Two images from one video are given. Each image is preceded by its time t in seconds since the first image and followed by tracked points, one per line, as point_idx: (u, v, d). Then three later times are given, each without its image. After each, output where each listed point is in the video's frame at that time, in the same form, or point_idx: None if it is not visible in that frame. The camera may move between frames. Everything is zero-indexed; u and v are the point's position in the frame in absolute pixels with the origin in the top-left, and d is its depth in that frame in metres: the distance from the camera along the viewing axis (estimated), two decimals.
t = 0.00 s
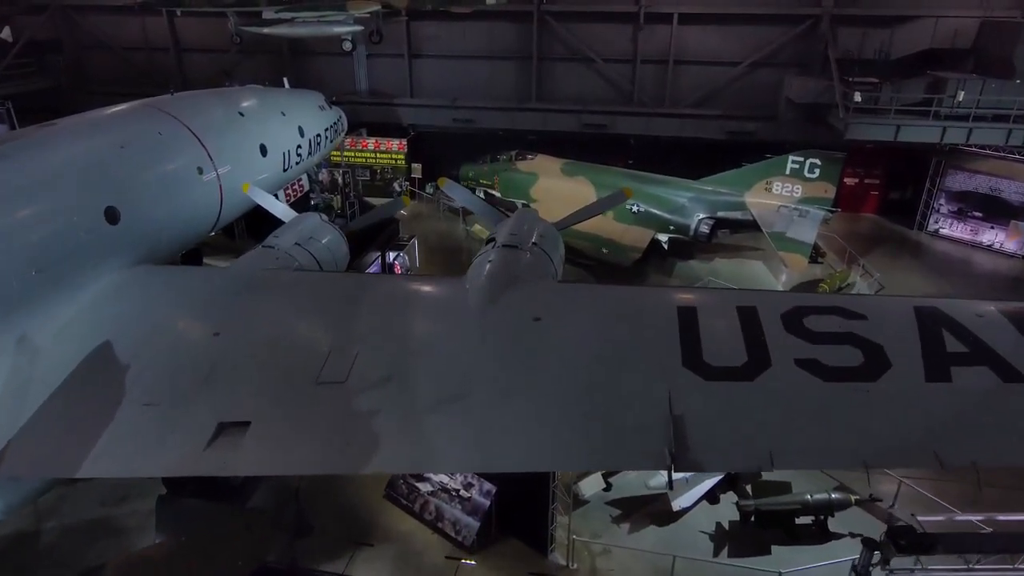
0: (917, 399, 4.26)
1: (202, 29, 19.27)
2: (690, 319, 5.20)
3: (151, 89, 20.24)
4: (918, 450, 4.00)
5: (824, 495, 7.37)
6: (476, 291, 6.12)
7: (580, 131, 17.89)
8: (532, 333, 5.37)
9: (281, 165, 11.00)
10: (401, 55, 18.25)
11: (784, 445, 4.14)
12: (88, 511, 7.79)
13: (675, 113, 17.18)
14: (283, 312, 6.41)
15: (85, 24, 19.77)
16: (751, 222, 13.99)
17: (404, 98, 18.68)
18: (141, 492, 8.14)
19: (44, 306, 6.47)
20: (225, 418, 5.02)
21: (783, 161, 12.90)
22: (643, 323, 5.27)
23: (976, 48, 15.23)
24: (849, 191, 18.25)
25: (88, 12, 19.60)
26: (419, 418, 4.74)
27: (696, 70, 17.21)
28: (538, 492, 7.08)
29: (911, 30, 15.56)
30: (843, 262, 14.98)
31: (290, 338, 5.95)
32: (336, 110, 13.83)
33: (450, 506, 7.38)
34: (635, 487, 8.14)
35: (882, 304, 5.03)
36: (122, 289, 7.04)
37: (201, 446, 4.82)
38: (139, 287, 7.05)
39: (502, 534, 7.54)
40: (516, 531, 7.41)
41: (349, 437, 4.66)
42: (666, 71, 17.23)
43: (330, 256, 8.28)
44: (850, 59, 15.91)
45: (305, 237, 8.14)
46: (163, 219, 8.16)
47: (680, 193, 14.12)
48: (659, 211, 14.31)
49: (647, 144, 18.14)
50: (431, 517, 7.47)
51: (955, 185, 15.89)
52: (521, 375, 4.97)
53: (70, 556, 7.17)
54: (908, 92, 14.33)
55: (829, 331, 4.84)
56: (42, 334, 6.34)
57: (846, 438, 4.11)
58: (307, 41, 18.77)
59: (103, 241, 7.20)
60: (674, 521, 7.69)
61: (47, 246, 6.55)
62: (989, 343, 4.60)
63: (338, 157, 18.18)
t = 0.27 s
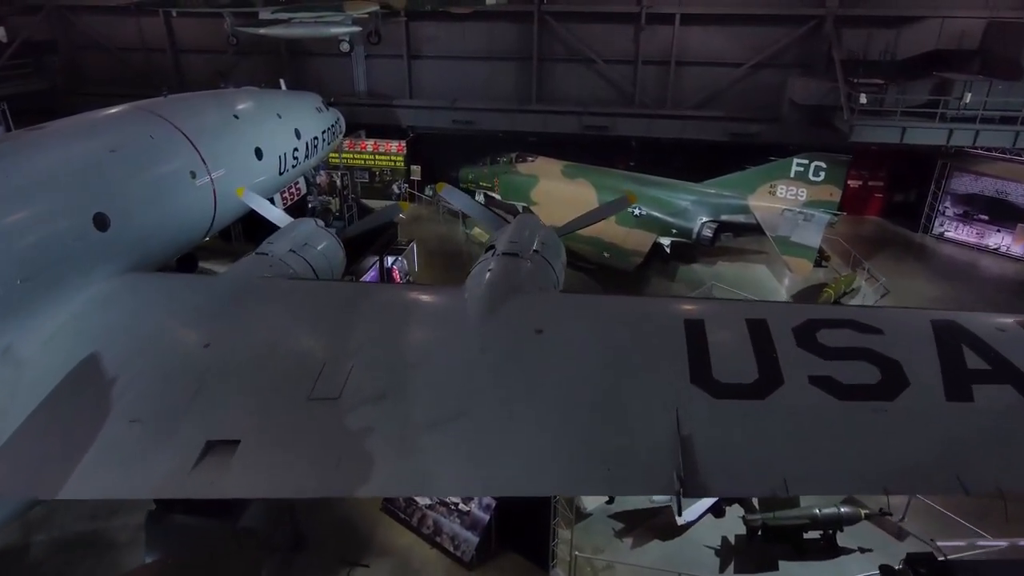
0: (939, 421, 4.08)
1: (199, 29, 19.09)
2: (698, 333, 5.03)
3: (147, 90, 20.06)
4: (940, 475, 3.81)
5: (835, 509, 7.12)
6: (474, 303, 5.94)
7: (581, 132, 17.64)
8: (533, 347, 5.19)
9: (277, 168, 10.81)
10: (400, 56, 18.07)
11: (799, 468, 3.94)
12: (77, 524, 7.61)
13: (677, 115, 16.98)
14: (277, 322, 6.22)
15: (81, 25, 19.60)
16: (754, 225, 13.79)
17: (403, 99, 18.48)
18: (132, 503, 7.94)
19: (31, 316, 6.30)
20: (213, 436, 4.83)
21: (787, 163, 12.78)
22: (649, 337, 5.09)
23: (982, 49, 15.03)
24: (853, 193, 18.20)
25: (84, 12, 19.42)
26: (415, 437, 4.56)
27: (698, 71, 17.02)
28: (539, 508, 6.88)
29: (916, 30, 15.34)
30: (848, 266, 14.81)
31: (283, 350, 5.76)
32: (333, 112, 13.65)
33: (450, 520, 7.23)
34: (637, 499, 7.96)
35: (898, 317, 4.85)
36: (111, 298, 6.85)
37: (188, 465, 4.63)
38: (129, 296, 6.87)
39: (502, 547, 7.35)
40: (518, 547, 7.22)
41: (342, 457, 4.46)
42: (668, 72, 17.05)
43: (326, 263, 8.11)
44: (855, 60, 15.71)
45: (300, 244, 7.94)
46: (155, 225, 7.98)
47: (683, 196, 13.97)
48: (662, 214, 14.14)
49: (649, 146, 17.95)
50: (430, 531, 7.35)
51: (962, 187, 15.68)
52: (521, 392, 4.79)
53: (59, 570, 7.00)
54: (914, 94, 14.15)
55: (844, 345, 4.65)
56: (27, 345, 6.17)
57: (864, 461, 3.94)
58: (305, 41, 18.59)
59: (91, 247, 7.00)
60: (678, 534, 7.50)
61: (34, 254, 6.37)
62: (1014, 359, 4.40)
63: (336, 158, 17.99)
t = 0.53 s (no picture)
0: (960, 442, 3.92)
1: (197, 30, 18.92)
2: (707, 348, 4.85)
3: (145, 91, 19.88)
4: (963, 501, 3.63)
5: (843, 524, 6.93)
6: (474, 315, 5.75)
7: (582, 134, 17.45)
8: (534, 362, 5.00)
9: (273, 172, 10.62)
10: (398, 57, 17.88)
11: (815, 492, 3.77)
12: (66, 538, 7.42)
13: (679, 117, 16.80)
14: (270, 333, 6.03)
15: (78, 26, 19.43)
16: (758, 229, 13.57)
17: (402, 100, 18.30)
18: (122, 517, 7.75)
19: (17, 329, 6.14)
20: (201, 456, 4.63)
21: (792, 166, 12.59)
22: (656, 353, 4.92)
23: (988, 50, 14.84)
24: (857, 196, 17.96)
25: (81, 13, 19.25)
26: (410, 458, 4.37)
27: (701, 73, 16.84)
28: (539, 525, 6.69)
29: (921, 31, 15.14)
30: (853, 270, 14.60)
31: (274, 362, 5.56)
32: (331, 114, 13.46)
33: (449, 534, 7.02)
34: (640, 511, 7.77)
35: (914, 333, 4.67)
36: (99, 308, 6.65)
37: (174, 488, 4.43)
38: (118, 305, 6.69)
39: (502, 562, 7.17)
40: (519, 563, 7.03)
41: (334, 479, 4.27)
42: (670, 73, 16.87)
43: (322, 269, 7.92)
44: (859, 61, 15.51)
45: (295, 250, 7.74)
46: (146, 231, 7.80)
47: (685, 199, 13.78)
48: (664, 218, 13.92)
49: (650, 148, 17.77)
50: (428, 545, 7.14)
51: (967, 190, 15.54)
52: (523, 411, 4.61)
53: None
54: (919, 95, 13.97)
55: (859, 361, 4.48)
56: (13, 359, 6.01)
57: (882, 485, 3.75)
58: (303, 42, 18.41)
59: (79, 256, 6.80)
60: (683, 549, 7.31)
61: (19, 266, 6.19)
62: None
63: (334, 160, 17.81)
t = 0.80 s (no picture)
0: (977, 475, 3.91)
1: (194, 30, 18.73)
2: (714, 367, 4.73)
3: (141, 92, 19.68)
4: (983, 533, 3.62)
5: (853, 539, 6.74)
6: (473, 328, 5.54)
7: (583, 136, 17.25)
8: (536, 379, 4.82)
9: (268, 176, 10.47)
10: (398, 58, 17.70)
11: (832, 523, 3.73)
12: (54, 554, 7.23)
13: (682, 118, 16.59)
14: (262, 344, 5.83)
15: (74, 26, 19.22)
16: (762, 233, 13.40)
17: (401, 101, 18.11)
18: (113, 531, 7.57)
19: None
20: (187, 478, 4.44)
21: (796, 169, 12.45)
22: (663, 372, 4.77)
23: (995, 51, 14.64)
24: (860, 198, 17.73)
25: (77, 12, 19.04)
26: (407, 481, 4.18)
27: (703, 74, 16.65)
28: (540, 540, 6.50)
29: (928, 32, 14.97)
30: (858, 274, 14.42)
31: (266, 376, 5.36)
32: (328, 116, 13.31)
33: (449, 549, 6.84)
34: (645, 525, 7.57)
35: (928, 355, 4.58)
36: (87, 318, 6.47)
37: (157, 513, 4.23)
38: (107, 314, 6.49)
39: None
40: None
41: (326, 503, 4.08)
42: (672, 74, 16.68)
43: (317, 276, 7.72)
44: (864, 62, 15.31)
45: (290, 257, 7.54)
46: (136, 237, 7.62)
47: (688, 202, 13.64)
48: (667, 221, 13.84)
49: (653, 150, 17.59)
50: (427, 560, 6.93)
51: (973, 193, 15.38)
52: (524, 433, 4.43)
53: None
54: (925, 97, 13.80)
55: (874, 381, 4.42)
56: None
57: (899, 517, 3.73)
58: (301, 43, 18.21)
59: (65, 266, 6.63)
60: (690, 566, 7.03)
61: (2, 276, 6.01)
62: None
63: (332, 163, 17.62)
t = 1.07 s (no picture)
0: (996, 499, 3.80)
1: (191, 31, 18.53)
2: (723, 384, 4.58)
3: (138, 93, 19.48)
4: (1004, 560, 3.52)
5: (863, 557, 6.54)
6: (471, 341, 5.33)
7: (584, 138, 17.04)
8: (537, 398, 4.62)
9: (264, 179, 10.28)
10: (397, 59, 17.51)
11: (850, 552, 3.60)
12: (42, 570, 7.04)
13: (684, 120, 16.39)
14: (253, 357, 5.62)
15: (70, 26, 19.02)
16: (766, 237, 13.19)
17: (400, 103, 17.91)
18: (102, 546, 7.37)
19: None
20: (173, 501, 4.23)
21: (802, 173, 12.27)
22: (671, 390, 4.58)
23: (1002, 52, 14.43)
24: (865, 201, 17.33)
25: (73, 12, 18.84)
26: (402, 507, 3.96)
27: (706, 75, 16.45)
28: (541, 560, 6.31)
29: (934, 32, 14.76)
30: (863, 278, 14.22)
31: (256, 391, 5.15)
32: (325, 118, 13.13)
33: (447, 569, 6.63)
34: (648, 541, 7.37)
35: (945, 372, 4.45)
36: (75, 329, 6.24)
37: (139, 540, 4.01)
38: (95, 326, 6.29)
39: None
40: None
41: (317, 531, 3.86)
42: (674, 75, 16.48)
43: (313, 284, 7.52)
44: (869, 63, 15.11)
45: (284, 264, 7.33)
46: (126, 244, 7.42)
47: (691, 206, 13.47)
48: (669, 225, 13.65)
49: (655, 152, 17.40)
50: None
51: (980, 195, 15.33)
52: (525, 456, 4.22)
53: None
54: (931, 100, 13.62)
55: (893, 401, 4.27)
56: None
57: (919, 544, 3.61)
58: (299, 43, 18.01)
59: (52, 275, 6.41)
60: None
61: None
62: None
63: (330, 165, 17.44)
